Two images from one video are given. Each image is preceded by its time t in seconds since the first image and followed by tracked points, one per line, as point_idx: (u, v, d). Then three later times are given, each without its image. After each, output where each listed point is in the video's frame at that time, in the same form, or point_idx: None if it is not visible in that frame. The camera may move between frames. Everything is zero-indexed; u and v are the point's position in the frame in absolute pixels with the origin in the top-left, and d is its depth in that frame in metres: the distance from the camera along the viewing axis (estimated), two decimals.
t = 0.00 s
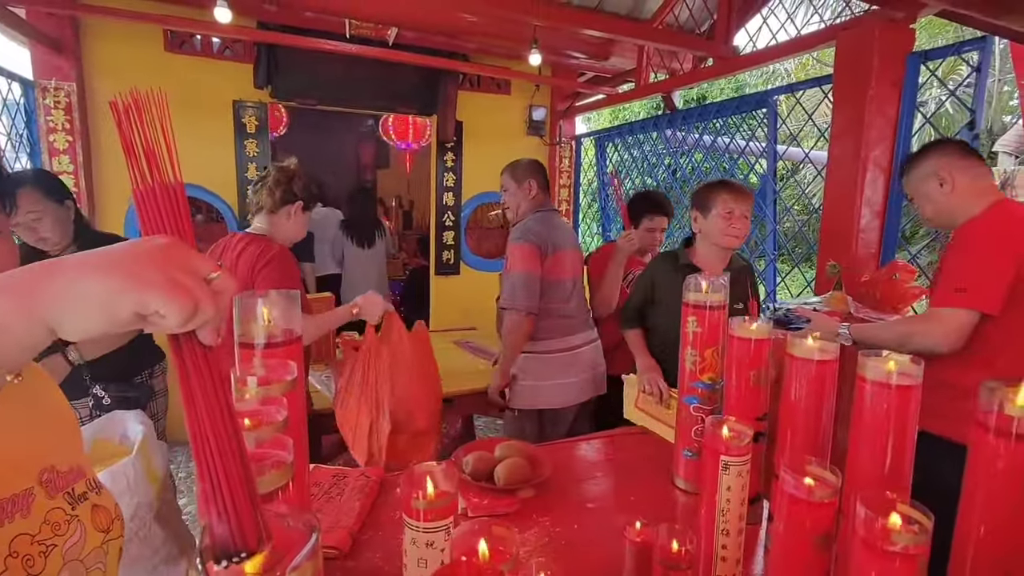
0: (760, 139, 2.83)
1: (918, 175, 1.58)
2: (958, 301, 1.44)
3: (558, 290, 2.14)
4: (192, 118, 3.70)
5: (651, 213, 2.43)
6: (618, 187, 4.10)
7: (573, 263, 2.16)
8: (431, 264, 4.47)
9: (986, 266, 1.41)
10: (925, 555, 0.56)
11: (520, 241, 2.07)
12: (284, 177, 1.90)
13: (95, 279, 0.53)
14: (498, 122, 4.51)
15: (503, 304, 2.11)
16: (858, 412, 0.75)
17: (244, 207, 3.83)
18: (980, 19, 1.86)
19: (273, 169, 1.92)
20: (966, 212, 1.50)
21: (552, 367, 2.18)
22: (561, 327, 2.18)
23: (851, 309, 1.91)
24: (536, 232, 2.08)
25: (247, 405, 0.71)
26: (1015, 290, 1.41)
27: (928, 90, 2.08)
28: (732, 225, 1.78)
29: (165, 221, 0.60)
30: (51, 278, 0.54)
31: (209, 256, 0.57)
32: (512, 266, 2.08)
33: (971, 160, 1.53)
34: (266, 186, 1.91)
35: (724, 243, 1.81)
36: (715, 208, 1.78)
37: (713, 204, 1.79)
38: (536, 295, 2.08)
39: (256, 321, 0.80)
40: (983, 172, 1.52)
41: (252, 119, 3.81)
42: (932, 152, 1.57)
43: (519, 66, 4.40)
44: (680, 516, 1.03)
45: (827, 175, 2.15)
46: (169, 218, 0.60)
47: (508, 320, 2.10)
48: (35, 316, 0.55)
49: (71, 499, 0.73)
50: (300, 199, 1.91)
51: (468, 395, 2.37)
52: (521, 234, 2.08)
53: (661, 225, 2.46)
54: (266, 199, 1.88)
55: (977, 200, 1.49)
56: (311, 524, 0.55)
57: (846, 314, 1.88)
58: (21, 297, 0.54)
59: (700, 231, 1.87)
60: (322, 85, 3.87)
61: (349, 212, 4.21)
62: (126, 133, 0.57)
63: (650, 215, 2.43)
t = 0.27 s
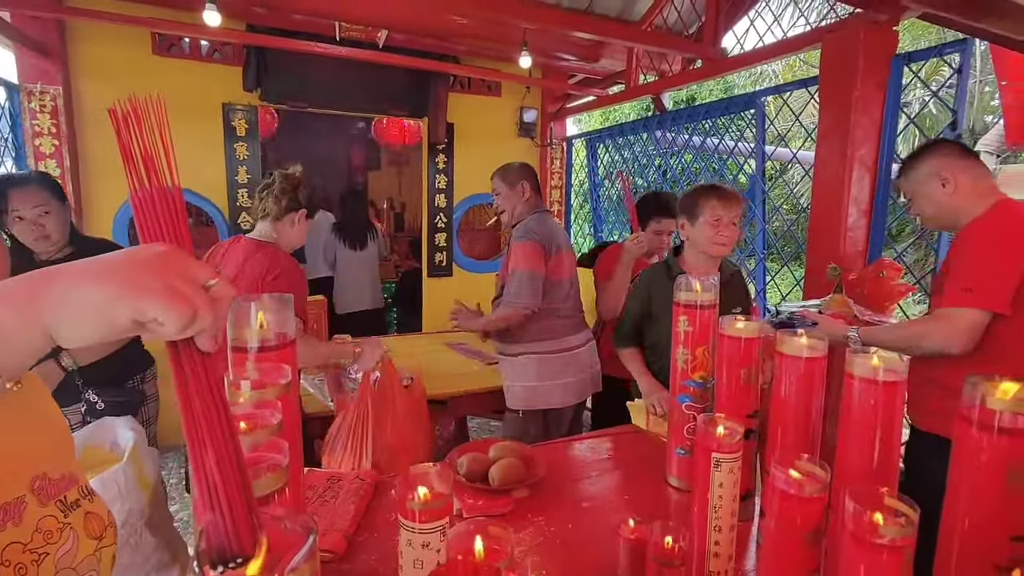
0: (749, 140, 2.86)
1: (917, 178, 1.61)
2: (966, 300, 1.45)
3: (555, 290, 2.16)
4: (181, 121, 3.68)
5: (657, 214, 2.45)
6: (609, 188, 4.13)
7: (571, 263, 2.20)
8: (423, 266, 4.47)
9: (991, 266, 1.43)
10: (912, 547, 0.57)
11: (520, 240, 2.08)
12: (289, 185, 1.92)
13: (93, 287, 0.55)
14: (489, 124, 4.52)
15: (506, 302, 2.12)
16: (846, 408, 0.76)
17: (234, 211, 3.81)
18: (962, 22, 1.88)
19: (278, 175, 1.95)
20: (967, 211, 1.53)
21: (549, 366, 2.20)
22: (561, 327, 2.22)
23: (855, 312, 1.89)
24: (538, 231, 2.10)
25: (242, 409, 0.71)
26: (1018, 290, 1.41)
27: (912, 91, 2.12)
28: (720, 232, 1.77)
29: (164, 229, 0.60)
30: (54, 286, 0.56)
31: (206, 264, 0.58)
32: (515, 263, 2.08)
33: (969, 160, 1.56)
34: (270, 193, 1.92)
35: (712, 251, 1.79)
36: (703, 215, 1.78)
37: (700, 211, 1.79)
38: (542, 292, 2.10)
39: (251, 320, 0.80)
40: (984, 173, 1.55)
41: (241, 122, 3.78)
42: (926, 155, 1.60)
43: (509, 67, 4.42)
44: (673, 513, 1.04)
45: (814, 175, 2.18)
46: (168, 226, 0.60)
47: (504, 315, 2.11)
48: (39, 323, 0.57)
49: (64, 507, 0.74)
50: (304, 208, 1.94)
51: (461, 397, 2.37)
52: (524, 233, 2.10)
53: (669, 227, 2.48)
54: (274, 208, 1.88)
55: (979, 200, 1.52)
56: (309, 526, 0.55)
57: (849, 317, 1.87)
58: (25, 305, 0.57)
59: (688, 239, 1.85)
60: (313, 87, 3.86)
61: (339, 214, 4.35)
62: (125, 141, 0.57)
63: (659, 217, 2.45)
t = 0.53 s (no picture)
0: (730, 143, 2.90)
1: (905, 179, 1.63)
2: (964, 301, 1.47)
3: (547, 292, 2.20)
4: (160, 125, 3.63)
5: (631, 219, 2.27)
6: (593, 191, 4.15)
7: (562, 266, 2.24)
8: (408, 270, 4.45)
9: (983, 264, 1.46)
10: (885, 536, 0.59)
11: (514, 241, 2.10)
12: (294, 203, 1.89)
13: (85, 286, 0.55)
14: (473, 128, 4.53)
15: (495, 303, 2.12)
16: (823, 405, 0.78)
17: (216, 215, 3.77)
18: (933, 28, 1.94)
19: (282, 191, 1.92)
20: (953, 214, 1.57)
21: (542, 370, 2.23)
22: (552, 329, 2.25)
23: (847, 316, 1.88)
24: (534, 233, 2.12)
25: (225, 413, 0.71)
26: (996, 287, 1.45)
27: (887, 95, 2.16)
28: (677, 246, 1.62)
29: (152, 234, 0.60)
30: (45, 286, 0.57)
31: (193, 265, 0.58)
32: (509, 264, 2.09)
33: (953, 162, 1.60)
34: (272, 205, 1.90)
35: (671, 266, 1.64)
36: (660, 229, 1.62)
37: (657, 224, 1.63)
38: (529, 294, 2.11)
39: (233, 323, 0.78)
40: (967, 173, 1.59)
41: (223, 125, 3.75)
42: (920, 154, 1.62)
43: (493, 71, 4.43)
44: (657, 511, 1.06)
45: (792, 178, 2.22)
46: (156, 229, 0.60)
47: (498, 319, 2.12)
48: (32, 322, 0.58)
49: (45, 513, 0.73)
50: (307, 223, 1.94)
51: (447, 400, 2.36)
52: (519, 234, 2.12)
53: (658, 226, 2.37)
54: (279, 225, 1.87)
55: (966, 202, 1.56)
56: (294, 524, 0.55)
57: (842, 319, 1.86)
58: (16, 307, 0.57)
59: (645, 253, 1.70)
60: (293, 91, 3.84)
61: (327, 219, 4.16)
62: (114, 150, 0.57)
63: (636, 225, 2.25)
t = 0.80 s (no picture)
0: (721, 143, 2.92)
1: (894, 183, 1.65)
2: (966, 303, 1.47)
3: (549, 292, 2.18)
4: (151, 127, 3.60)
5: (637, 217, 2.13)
6: (586, 192, 4.17)
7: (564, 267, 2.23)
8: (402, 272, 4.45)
9: (978, 267, 1.47)
10: (872, 531, 0.60)
11: (517, 242, 2.09)
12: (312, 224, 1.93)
13: (77, 289, 0.55)
14: (466, 130, 4.54)
15: (498, 304, 2.10)
16: (813, 403, 0.79)
17: (207, 218, 3.75)
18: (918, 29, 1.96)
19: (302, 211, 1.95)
20: (942, 216, 1.60)
21: (544, 373, 2.23)
22: (554, 332, 2.24)
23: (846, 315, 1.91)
24: (533, 233, 2.12)
25: (217, 414, 0.71)
26: (992, 288, 1.46)
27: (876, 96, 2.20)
28: (708, 248, 1.54)
29: (146, 237, 0.60)
30: (39, 290, 0.57)
31: (186, 267, 0.58)
32: (511, 265, 2.07)
33: (941, 163, 1.62)
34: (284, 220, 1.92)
35: (701, 268, 1.56)
36: (688, 229, 1.55)
37: (685, 224, 1.56)
38: (533, 294, 2.09)
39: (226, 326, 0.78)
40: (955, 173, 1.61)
41: (214, 127, 3.73)
42: (904, 156, 1.65)
43: (485, 73, 4.44)
44: (650, 510, 1.06)
45: (783, 178, 2.24)
46: (149, 232, 0.60)
47: (503, 319, 2.10)
48: (25, 327, 0.58)
49: (36, 517, 0.73)
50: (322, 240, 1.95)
51: (440, 401, 2.36)
52: (519, 235, 2.11)
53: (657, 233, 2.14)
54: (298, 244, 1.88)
55: (955, 202, 1.59)
56: (285, 526, 0.56)
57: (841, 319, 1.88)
58: (10, 312, 0.57)
59: (673, 255, 1.62)
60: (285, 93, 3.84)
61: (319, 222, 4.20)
62: (109, 154, 0.57)
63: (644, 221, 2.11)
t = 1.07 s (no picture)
0: (712, 145, 2.93)
1: (883, 185, 1.67)
2: (955, 305, 1.49)
3: (549, 295, 2.19)
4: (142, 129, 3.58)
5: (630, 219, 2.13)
6: (579, 193, 4.18)
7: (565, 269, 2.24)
8: (395, 274, 4.44)
9: (967, 267, 1.49)
10: (861, 527, 0.61)
11: (520, 241, 2.09)
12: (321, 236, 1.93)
13: (66, 294, 0.55)
14: (458, 131, 4.54)
15: (497, 303, 2.10)
16: (802, 401, 0.80)
17: (199, 220, 3.73)
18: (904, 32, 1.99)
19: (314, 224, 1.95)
20: (931, 215, 1.62)
21: (539, 374, 2.23)
22: (551, 334, 2.24)
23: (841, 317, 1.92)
24: (536, 234, 2.12)
25: (210, 417, 0.70)
26: (981, 289, 1.48)
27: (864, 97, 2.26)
28: (785, 240, 1.47)
29: (138, 241, 0.60)
30: (28, 294, 0.57)
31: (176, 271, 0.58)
32: (515, 265, 2.08)
33: (927, 165, 1.64)
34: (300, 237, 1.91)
35: (775, 262, 1.48)
36: (762, 219, 1.48)
37: (758, 213, 1.49)
38: (533, 295, 2.09)
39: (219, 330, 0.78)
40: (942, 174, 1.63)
41: (205, 129, 3.71)
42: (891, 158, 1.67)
43: (477, 74, 4.44)
44: (643, 509, 1.07)
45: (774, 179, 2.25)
46: (140, 237, 0.60)
47: (501, 318, 2.10)
48: (13, 331, 0.57)
49: (30, 521, 0.73)
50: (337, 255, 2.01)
51: (434, 403, 2.36)
52: (521, 235, 2.11)
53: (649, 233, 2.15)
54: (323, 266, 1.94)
55: (943, 204, 1.61)
56: (280, 527, 0.57)
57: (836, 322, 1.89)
58: None
59: (742, 248, 1.54)
60: (277, 94, 3.82)
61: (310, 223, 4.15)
62: (102, 160, 0.57)
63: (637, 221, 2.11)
